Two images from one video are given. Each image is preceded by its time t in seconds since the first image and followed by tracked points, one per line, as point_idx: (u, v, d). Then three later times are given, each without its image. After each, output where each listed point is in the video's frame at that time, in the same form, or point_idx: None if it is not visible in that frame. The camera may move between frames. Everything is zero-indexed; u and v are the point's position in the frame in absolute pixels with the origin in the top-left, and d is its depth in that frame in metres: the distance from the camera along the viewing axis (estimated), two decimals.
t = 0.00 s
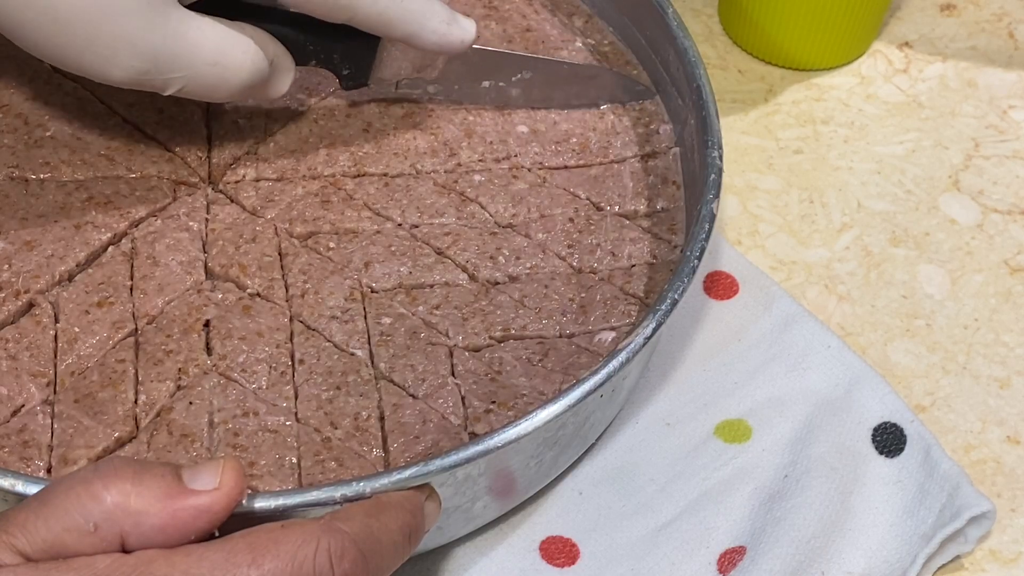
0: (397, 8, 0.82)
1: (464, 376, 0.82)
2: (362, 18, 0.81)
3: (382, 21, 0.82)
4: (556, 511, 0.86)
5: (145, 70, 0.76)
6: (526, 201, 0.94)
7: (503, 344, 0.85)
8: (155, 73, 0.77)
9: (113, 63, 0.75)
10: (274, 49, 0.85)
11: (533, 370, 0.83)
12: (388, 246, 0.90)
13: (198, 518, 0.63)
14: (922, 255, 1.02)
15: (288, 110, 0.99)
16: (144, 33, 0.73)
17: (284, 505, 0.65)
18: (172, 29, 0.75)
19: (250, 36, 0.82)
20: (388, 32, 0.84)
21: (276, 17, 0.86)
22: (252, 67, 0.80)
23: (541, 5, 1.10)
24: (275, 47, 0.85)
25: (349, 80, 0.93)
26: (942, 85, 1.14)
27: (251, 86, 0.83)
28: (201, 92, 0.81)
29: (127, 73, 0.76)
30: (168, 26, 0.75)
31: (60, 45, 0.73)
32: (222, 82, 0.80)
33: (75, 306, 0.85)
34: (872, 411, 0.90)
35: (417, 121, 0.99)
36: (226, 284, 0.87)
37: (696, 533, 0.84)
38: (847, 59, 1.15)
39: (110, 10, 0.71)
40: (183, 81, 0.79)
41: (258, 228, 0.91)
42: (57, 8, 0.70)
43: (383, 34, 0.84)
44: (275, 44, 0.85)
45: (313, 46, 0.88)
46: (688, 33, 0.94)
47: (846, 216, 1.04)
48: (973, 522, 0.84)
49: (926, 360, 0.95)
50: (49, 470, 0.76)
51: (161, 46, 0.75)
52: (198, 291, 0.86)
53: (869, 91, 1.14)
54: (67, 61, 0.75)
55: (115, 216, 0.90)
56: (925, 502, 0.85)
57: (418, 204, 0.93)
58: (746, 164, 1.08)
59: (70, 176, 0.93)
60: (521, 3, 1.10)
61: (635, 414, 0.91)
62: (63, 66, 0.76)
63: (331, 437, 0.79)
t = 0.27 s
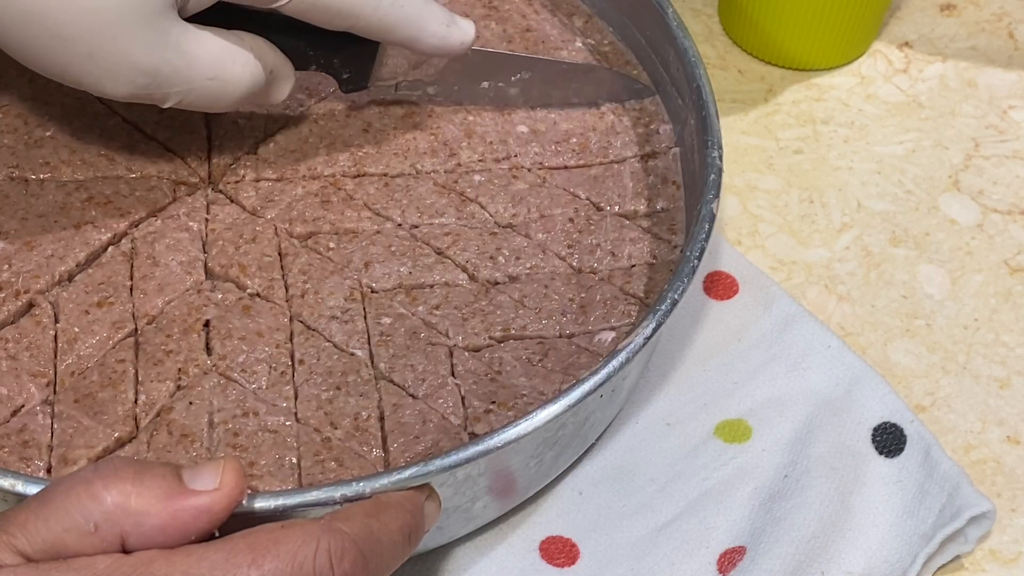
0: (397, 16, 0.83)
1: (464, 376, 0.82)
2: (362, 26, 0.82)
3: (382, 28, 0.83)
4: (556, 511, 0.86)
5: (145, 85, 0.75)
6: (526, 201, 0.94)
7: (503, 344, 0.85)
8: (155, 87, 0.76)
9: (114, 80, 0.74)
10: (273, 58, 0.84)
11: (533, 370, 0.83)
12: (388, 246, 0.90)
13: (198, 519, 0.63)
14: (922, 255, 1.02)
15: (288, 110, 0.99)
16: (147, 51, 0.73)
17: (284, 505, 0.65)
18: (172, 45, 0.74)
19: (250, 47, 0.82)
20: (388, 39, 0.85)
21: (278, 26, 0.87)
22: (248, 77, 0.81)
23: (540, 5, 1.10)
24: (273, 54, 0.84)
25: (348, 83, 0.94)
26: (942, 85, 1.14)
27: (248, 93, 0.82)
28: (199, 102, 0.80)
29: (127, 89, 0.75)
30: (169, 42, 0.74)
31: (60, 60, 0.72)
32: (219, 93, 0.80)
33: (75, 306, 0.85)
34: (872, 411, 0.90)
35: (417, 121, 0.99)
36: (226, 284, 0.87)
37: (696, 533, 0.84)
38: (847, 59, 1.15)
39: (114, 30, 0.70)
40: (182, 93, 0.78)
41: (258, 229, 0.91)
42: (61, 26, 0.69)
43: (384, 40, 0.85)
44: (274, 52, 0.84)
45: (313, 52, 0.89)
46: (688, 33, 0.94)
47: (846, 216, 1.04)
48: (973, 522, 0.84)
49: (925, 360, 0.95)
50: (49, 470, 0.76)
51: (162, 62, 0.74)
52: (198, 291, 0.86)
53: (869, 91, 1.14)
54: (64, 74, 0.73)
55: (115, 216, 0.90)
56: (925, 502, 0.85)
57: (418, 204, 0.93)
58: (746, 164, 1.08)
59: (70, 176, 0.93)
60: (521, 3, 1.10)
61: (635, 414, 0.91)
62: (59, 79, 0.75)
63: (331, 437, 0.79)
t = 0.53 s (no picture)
0: (395, 23, 0.84)
1: (464, 376, 0.82)
2: (363, 32, 0.83)
3: (380, 36, 0.84)
4: (556, 511, 0.86)
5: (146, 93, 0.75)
6: (526, 201, 0.94)
7: (503, 344, 0.85)
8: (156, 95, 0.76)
9: (114, 86, 0.74)
10: (272, 66, 0.85)
11: (533, 370, 0.83)
12: (388, 246, 0.90)
13: (199, 519, 0.63)
14: (922, 255, 1.02)
15: (288, 109, 0.99)
16: (147, 58, 0.73)
17: (284, 505, 0.65)
18: (174, 53, 0.74)
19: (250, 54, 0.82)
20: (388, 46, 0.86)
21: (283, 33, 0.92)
22: (249, 85, 0.81)
23: (540, 5, 1.10)
24: (272, 61, 0.85)
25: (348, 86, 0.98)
26: (942, 85, 1.14)
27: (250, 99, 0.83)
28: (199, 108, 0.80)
29: (127, 96, 0.75)
30: (171, 50, 0.74)
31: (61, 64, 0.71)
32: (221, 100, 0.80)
33: (75, 306, 0.85)
34: (872, 411, 0.90)
35: (417, 121, 0.99)
36: (226, 284, 0.87)
37: (696, 533, 0.84)
38: (847, 59, 1.15)
39: (117, 35, 0.70)
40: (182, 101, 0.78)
41: (258, 229, 0.91)
42: (62, 31, 0.69)
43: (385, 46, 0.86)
44: (274, 59, 0.85)
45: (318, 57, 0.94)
46: (688, 33, 0.94)
47: (846, 216, 1.04)
48: (973, 522, 0.84)
49: (925, 360, 0.95)
50: (49, 470, 0.76)
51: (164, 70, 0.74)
52: (198, 291, 0.86)
53: (869, 91, 1.14)
54: (66, 77, 0.73)
55: (115, 216, 0.90)
56: (925, 502, 0.85)
57: (418, 204, 0.93)
58: (746, 164, 1.08)
59: (70, 176, 0.93)
60: (521, 3, 1.10)
61: (635, 414, 0.91)
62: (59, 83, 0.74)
63: (332, 437, 0.79)
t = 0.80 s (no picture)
0: (399, 27, 0.84)
1: (464, 376, 0.82)
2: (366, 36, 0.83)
3: (383, 39, 0.84)
4: (556, 511, 0.86)
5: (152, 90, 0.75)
6: (526, 201, 0.94)
7: (503, 344, 0.85)
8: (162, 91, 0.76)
9: (120, 83, 0.73)
10: (275, 63, 0.85)
11: (533, 370, 0.83)
12: (388, 246, 0.90)
13: (199, 519, 0.63)
14: (922, 255, 1.02)
15: (288, 110, 0.99)
16: (154, 56, 0.73)
17: (284, 505, 0.65)
18: (180, 50, 0.74)
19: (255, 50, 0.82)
20: (388, 49, 0.86)
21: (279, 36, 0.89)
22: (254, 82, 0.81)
23: (541, 5, 1.10)
24: (275, 57, 0.85)
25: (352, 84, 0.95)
26: (942, 85, 1.14)
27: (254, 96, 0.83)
28: (203, 105, 0.80)
29: (132, 93, 0.75)
30: (176, 47, 0.74)
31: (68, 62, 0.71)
32: (224, 97, 0.80)
33: (75, 306, 0.85)
34: (872, 411, 0.90)
35: (417, 121, 0.99)
36: (226, 284, 0.87)
37: (696, 533, 0.84)
38: (847, 59, 1.15)
39: (123, 32, 0.70)
40: (187, 98, 0.78)
41: (258, 229, 0.91)
42: (73, 30, 0.69)
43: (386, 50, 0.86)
44: (279, 57, 0.85)
45: (317, 55, 0.91)
46: (688, 33, 0.94)
47: (846, 216, 1.04)
48: (973, 522, 0.84)
49: (925, 360, 0.95)
50: (49, 470, 0.76)
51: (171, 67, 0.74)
52: (198, 291, 0.86)
53: (869, 91, 1.14)
54: (71, 75, 0.73)
55: (114, 216, 0.90)
56: (925, 502, 0.85)
57: (418, 204, 0.93)
58: (746, 164, 1.08)
59: (70, 176, 0.93)
60: (521, 3, 1.10)
61: (635, 414, 0.91)
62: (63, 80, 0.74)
63: (331, 437, 0.79)
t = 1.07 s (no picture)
0: (407, 30, 0.86)
1: (464, 376, 0.82)
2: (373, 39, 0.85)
3: (392, 42, 0.86)
4: (556, 511, 0.86)
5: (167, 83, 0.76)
6: (526, 201, 0.94)
7: (503, 344, 0.85)
8: (177, 85, 0.76)
9: (132, 74, 0.74)
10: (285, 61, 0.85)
11: (533, 369, 0.83)
12: (388, 246, 0.90)
13: (191, 478, 0.62)
14: (922, 255, 1.02)
15: (289, 110, 0.99)
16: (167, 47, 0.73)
17: (284, 504, 0.65)
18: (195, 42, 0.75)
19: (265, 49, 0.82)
20: (394, 53, 0.88)
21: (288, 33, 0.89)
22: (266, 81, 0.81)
23: (540, 5, 1.10)
24: (285, 56, 0.85)
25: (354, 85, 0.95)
26: (942, 85, 1.14)
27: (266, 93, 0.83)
28: (218, 102, 0.81)
29: (146, 86, 0.75)
30: (192, 38, 0.74)
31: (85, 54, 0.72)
32: (238, 92, 0.80)
33: (75, 306, 0.85)
34: (872, 411, 0.90)
35: (417, 121, 0.99)
36: (226, 284, 0.87)
37: (696, 533, 0.84)
38: (847, 59, 1.15)
39: (138, 23, 0.71)
40: (201, 93, 0.78)
41: (258, 228, 0.91)
42: (80, 15, 0.69)
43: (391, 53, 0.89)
44: (288, 57, 0.85)
45: (323, 56, 0.91)
46: (688, 33, 0.94)
47: (846, 216, 1.04)
48: (973, 522, 0.84)
49: (926, 360, 0.95)
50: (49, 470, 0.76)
51: (185, 59, 0.75)
52: (198, 291, 0.86)
53: (869, 91, 1.14)
54: (89, 68, 0.73)
55: (115, 216, 0.90)
56: (925, 502, 0.85)
57: (418, 204, 0.93)
58: (746, 164, 1.08)
59: (70, 176, 0.93)
60: (521, 4, 1.10)
61: (635, 414, 0.91)
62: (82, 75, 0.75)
63: (331, 437, 0.79)
